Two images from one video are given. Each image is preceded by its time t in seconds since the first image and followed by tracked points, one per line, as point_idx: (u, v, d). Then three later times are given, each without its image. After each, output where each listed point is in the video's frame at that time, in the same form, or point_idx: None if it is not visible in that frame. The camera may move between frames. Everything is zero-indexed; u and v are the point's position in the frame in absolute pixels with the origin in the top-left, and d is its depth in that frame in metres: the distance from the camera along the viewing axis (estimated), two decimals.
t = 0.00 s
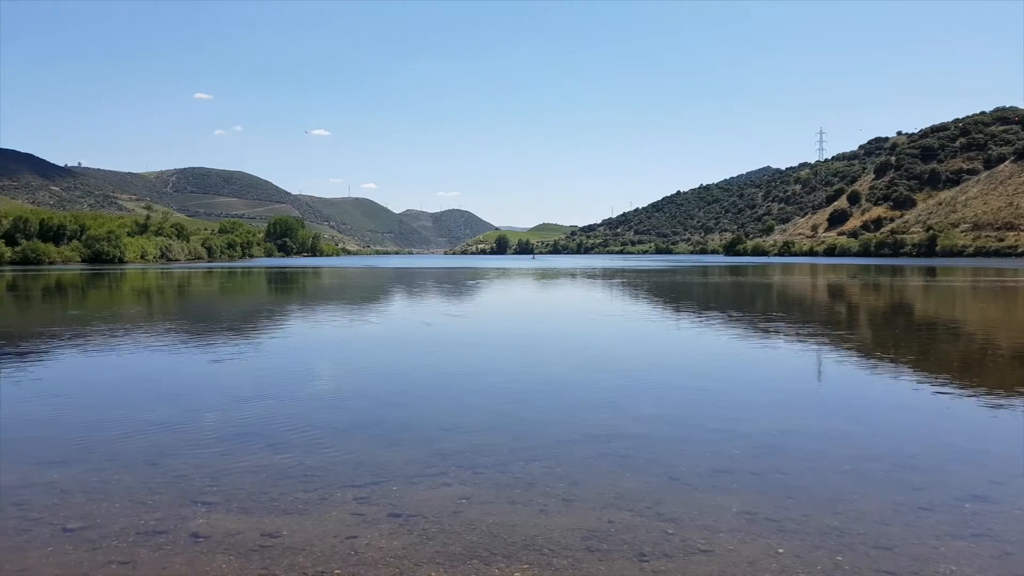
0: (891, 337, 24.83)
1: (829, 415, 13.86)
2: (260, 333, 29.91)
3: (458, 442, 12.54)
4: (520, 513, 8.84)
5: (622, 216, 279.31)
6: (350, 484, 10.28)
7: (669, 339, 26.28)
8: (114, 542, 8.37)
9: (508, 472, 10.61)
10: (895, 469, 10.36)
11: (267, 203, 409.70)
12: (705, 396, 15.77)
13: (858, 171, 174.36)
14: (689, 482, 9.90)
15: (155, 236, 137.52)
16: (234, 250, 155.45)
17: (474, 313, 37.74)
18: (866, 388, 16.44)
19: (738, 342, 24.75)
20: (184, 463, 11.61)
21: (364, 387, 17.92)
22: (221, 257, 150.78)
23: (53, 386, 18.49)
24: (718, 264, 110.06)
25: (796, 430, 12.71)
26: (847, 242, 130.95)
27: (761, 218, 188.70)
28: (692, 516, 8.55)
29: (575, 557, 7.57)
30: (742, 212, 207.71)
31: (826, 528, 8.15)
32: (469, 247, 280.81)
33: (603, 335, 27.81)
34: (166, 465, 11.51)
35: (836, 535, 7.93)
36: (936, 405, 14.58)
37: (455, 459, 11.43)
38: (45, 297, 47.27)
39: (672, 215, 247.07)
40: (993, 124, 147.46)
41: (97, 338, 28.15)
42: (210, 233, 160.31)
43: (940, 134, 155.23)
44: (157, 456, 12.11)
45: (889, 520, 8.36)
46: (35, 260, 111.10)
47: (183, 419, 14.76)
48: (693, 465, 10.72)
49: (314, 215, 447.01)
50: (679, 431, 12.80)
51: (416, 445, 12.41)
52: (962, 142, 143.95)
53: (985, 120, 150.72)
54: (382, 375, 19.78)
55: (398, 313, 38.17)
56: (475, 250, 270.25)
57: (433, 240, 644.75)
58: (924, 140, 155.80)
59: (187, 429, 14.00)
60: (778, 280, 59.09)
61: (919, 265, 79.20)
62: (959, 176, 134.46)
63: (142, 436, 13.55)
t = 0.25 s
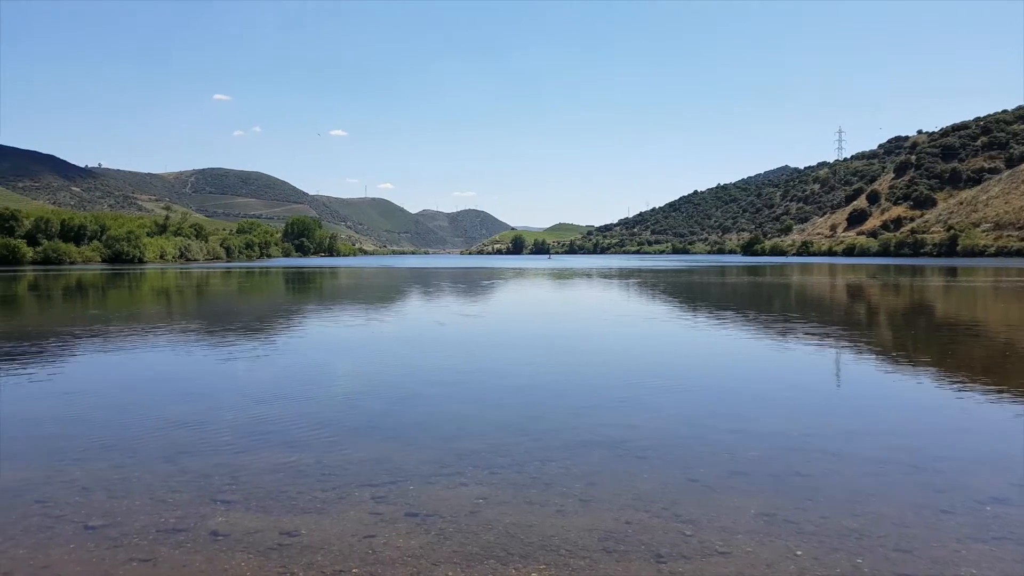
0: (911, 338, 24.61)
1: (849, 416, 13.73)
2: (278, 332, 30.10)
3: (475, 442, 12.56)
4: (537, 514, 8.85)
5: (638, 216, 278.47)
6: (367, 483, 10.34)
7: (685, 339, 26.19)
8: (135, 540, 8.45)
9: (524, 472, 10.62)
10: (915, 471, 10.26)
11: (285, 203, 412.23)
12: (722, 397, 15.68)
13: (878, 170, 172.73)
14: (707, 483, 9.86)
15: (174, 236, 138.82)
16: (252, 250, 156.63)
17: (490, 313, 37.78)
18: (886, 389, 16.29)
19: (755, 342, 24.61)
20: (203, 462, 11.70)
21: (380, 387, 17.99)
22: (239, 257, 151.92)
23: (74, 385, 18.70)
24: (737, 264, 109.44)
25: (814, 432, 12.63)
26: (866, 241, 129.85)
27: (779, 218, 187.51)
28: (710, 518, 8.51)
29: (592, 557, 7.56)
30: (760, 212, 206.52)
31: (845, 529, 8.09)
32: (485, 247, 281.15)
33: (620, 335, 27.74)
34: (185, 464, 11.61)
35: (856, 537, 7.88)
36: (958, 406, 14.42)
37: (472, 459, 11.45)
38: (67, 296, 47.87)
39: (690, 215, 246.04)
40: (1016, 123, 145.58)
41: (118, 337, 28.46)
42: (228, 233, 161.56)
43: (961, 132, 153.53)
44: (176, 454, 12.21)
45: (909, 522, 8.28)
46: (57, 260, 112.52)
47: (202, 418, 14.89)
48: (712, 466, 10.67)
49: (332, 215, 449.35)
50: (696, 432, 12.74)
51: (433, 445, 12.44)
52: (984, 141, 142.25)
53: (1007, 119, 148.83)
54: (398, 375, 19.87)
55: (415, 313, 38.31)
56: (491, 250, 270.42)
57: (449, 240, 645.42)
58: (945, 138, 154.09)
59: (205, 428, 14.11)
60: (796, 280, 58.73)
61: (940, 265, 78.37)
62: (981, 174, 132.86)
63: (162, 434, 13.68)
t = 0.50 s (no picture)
0: (928, 339, 24.39)
1: (865, 418, 13.62)
2: (291, 332, 30.25)
3: (488, 442, 12.58)
4: (552, 513, 8.86)
5: (652, 215, 277.73)
6: (382, 482, 10.38)
7: (698, 339, 26.10)
8: (152, 537, 8.53)
9: (538, 472, 10.63)
10: (932, 473, 10.17)
11: (299, 203, 414.27)
12: (737, 398, 15.62)
13: (895, 170, 171.34)
14: (722, 484, 9.82)
15: (190, 236, 139.82)
16: (267, 250, 157.55)
17: (503, 313, 37.82)
18: (902, 390, 16.16)
19: (770, 343, 24.49)
20: (219, 460, 11.79)
21: (393, 387, 18.04)
22: (254, 257, 152.84)
23: (91, 384, 18.86)
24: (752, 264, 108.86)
25: (829, 433, 12.54)
26: (883, 241, 128.91)
27: (794, 217, 186.44)
28: (724, 519, 8.47)
29: (606, 558, 7.55)
30: (775, 212, 205.46)
31: (863, 531, 8.03)
32: (498, 247, 281.30)
33: (633, 335, 27.67)
34: (202, 462, 11.70)
35: (872, 540, 7.83)
36: (976, 408, 14.27)
37: (486, 458, 11.47)
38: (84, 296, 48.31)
39: (704, 215, 245.06)
40: None
41: (135, 336, 28.68)
42: (243, 233, 162.61)
43: (980, 131, 151.97)
44: (193, 453, 12.30)
45: (927, 524, 8.22)
46: (74, 260, 113.64)
47: (218, 416, 15.00)
48: (726, 467, 10.62)
49: (346, 215, 450.96)
50: (710, 433, 12.69)
51: (447, 445, 12.46)
52: (1002, 140, 140.81)
53: None
54: (411, 374, 19.90)
55: (428, 313, 38.40)
56: (505, 250, 270.87)
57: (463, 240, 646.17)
58: (963, 137, 152.61)
59: (220, 426, 14.21)
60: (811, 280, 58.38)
61: (958, 265, 77.66)
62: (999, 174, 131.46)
63: (177, 433, 13.77)
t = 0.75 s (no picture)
0: (950, 340, 24.11)
1: (886, 419, 13.50)
2: (309, 331, 30.38)
3: (506, 441, 12.59)
4: (570, 514, 8.86)
5: (670, 215, 276.52)
6: (400, 481, 10.41)
7: (716, 340, 25.97)
8: (174, 534, 8.61)
9: (557, 472, 10.63)
10: (954, 476, 10.07)
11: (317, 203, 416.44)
12: (755, 399, 15.53)
13: (916, 169, 169.47)
14: (741, 486, 9.77)
15: (209, 236, 140.91)
16: (285, 250, 158.53)
17: (521, 313, 37.83)
18: (924, 393, 15.99)
19: (789, 344, 24.32)
20: (239, 458, 11.88)
21: (411, 386, 18.10)
22: (272, 257, 153.79)
23: (112, 382, 19.03)
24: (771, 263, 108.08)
25: (850, 435, 12.44)
26: (904, 241, 127.63)
27: (814, 217, 185.00)
28: (744, 521, 8.44)
29: (625, 558, 7.54)
30: (794, 211, 203.93)
31: (884, 534, 7.97)
32: (514, 247, 281.25)
33: (651, 335, 27.58)
34: (223, 460, 11.80)
35: (894, 543, 7.76)
36: (1000, 410, 14.09)
37: (504, 458, 11.48)
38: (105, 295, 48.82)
39: (723, 214, 243.66)
40: None
41: (155, 335, 28.94)
42: (262, 233, 163.68)
43: (1003, 129, 149.94)
44: (213, 451, 12.41)
45: (950, 527, 8.13)
46: (96, 259, 114.97)
47: (238, 415, 15.11)
48: (745, 469, 10.56)
49: (363, 215, 452.74)
50: (730, 434, 12.62)
51: (465, 444, 12.48)
52: None
53: None
54: (428, 374, 19.94)
55: (445, 313, 38.47)
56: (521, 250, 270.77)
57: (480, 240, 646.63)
58: (986, 136, 150.63)
59: (241, 425, 14.32)
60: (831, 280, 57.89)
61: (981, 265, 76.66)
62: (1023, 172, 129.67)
63: (198, 431, 13.89)
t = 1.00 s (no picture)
0: (974, 341, 23.80)
1: (910, 421, 13.34)
2: (327, 330, 30.51)
3: (525, 441, 12.58)
4: (589, 515, 8.83)
5: (688, 215, 275.19)
6: (418, 481, 10.43)
7: (736, 340, 25.81)
8: (195, 531, 8.68)
9: (575, 472, 10.60)
10: (979, 479, 9.93)
11: (335, 203, 418.55)
12: (776, 399, 15.41)
13: (939, 167, 167.44)
14: (762, 488, 9.68)
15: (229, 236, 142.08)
16: (303, 250, 159.46)
17: (539, 313, 37.80)
18: (948, 394, 15.78)
19: (810, 344, 24.10)
20: (259, 456, 11.96)
21: (429, 386, 18.15)
22: (291, 256, 154.78)
23: (134, 381, 19.23)
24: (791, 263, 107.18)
25: (872, 437, 12.31)
26: (926, 241, 126.23)
27: (834, 216, 183.38)
28: (764, 523, 8.37)
29: (644, 560, 7.51)
30: (814, 211, 202.32)
31: (908, 538, 7.86)
32: (532, 247, 281.23)
33: (670, 336, 27.45)
34: (243, 458, 11.89)
35: (918, 546, 7.66)
36: None
37: (522, 458, 11.47)
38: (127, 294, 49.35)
39: (742, 213, 242.14)
40: None
41: (175, 335, 29.15)
42: (280, 233, 164.79)
43: None
44: (234, 449, 12.49)
45: (975, 531, 8.03)
46: (117, 259, 116.29)
47: (258, 414, 15.22)
48: (765, 470, 10.47)
49: (381, 215, 454.41)
50: (751, 436, 12.53)
51: (484, 444, 12.50)
52: None
53: None
54: (446, 373, 19.97)
55: (463, 313, 38.51)
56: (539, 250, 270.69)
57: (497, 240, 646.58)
58: (1011, 134, 148.48)
59: (261, 423, 14.42)
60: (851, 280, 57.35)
61: (1005, 265, 75.57)
62: None
63: (218, 429, 14.00)
